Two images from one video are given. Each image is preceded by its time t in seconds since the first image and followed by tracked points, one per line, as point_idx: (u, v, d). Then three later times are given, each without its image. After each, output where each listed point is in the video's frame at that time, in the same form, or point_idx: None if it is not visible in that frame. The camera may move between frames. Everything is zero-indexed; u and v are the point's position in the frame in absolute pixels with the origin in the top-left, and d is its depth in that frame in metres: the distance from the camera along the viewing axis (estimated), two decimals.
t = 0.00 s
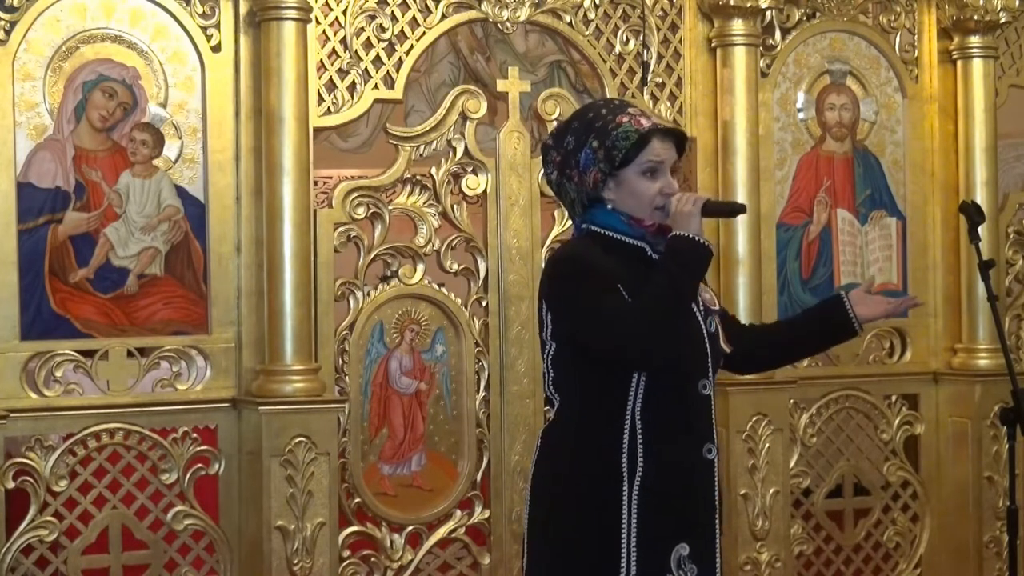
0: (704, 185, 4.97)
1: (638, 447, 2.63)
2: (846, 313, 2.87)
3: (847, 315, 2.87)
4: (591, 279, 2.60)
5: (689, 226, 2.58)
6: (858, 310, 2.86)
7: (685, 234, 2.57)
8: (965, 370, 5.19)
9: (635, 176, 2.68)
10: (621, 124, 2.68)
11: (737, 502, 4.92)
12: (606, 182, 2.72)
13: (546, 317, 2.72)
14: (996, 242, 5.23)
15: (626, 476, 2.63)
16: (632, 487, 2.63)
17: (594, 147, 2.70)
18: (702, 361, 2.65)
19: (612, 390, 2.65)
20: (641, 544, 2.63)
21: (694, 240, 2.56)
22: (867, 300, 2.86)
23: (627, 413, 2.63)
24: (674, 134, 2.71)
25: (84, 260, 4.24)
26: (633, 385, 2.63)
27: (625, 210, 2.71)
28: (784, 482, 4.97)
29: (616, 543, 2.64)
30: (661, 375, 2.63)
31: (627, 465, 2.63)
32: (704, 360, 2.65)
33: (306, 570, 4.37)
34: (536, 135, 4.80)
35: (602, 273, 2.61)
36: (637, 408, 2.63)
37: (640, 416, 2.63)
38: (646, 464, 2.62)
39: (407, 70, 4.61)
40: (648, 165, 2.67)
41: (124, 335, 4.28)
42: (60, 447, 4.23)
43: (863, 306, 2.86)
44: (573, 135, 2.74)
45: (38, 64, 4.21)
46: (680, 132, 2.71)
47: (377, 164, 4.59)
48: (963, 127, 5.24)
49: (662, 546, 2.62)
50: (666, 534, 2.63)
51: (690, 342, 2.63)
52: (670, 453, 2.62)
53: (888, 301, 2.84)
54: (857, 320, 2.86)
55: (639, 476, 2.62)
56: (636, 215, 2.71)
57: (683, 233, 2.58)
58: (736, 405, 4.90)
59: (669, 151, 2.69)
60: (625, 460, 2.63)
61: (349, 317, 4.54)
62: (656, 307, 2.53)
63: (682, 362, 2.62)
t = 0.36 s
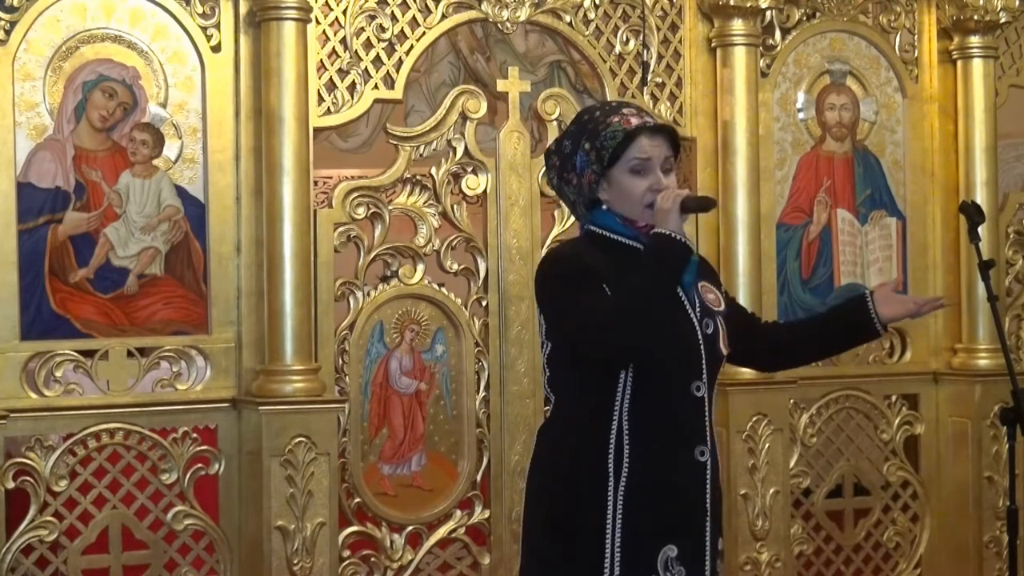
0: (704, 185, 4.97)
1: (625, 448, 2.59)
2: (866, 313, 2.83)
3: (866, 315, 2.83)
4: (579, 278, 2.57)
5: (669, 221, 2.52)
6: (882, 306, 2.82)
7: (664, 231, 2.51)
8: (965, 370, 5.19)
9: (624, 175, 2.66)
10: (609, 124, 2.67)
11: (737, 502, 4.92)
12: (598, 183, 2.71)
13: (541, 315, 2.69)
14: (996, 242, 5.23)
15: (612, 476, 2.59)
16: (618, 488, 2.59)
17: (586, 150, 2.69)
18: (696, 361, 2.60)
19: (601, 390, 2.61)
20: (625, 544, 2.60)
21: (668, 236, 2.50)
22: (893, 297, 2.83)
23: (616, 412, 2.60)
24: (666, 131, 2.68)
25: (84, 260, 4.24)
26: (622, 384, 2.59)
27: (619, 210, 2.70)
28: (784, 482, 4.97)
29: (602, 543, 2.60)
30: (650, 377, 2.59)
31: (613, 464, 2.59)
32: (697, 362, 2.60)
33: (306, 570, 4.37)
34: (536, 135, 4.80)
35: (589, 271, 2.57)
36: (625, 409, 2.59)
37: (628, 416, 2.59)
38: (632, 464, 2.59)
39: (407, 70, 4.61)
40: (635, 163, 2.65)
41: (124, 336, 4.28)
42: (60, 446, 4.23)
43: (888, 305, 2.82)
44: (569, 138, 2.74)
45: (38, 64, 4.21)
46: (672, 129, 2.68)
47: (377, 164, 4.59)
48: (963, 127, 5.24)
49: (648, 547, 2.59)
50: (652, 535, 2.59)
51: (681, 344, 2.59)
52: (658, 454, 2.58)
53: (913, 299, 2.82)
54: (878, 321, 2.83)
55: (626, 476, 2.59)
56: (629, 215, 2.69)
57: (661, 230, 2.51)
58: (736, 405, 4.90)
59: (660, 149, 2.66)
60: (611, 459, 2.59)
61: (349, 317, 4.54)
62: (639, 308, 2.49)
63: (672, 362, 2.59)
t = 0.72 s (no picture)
0: (704, 186, 4.97)
1: (609, 447, 2.53)
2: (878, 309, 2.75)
3: (880, 312, 2.74)
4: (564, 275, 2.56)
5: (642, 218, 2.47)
6: (897, 299, 2.73)
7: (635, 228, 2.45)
8: (965, 370, 5.19)
9: (613, 175, 2.59)
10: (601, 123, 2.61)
11: (737, 502, 4.91)
12: (592, 184, 2.64)
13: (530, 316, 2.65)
14: (996, 242, 5.23)
15: (596, 474, 2.52)
16: (602, 486, 2.52)
17: (582, 151, 2.62)
18: (684, 361, 2.54)
19: (587, 387, 2.55)
20: (609, 544, 2.53)
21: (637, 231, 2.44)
22: (907, 290, 2.74)
23: (600, 412, 2.53)
24: (657, 130, 2.60)
25: (84, 260, 4.24)
26: (605, 383, 2.53)
27: (612, 210, 2.61)
28: (784, 482, 4.98)
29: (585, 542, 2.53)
30: (638, 375, 2.53)
31: (597, 464, 2.52)
32: (687, 361, 2.55)
33: (306, 570, 4.37)
34: (536, 135, 4.80)
35: (572, 269, 2.56)
36: (610, 406, 2.53)
37: (612, 415, 2.53)
38: (616, 463, 2.52)
39: (407, 70, 4.61)
40: (622, 161, 2.57)
41: (124, 335, 4.28)
42: (60, 447, 4.23)
43: (904, 299, 2.73)
44: (567, 140, 2.68)
45: (38, 64, 4.21)
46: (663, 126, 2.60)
47: (377, 164, 4.59)
48: (963, 127, 5.24)
49: (633, 548, 2.52)
50: (638, 535, 2.52)
51: (667, 343, 2.54)
52: (643, 453, 2.52)
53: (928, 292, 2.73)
54: (892, 317, 2.74)
55: (609, 475, 2.52)
56: (621, 215, 2.60)
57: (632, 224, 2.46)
58: (736, 405, 4.90)
59: (650, 148, 2.58)
60: (595, 459, 2.53)
61: (349, 317, 4.54)
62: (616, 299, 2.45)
63: (658, 361, 2.53)
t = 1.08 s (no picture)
0: (703, 186, 4.97)
1: (592, 446, 2.47)
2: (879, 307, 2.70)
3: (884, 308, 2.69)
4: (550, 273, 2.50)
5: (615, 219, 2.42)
6: (898, 297, 2.69)
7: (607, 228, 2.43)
8: (965, 370, 5.18)
9: (602, 173, 2.51)
10: (593, 121, 2.52)
11: (737, 502, 4.91)
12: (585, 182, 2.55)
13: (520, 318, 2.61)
14: (996, 242, 5.23)
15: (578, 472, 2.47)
16: (585, 485, 2.46)
17: (576, 150, 2.53)
18: (670, 362, 2.49)
19: (570, 386, 2.50)
20: (591, 544, 2.46)
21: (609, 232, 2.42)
22: (908, 288, 2.70)
23: (585, 411, 2.48)
24: (650, 129, 2.51)
25: (84, 260, 4.24)
26: (590, 382, 2.49)
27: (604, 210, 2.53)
28: (784, 482, 4.98)
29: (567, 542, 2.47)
30: (621, 374, 2.48)
31: (580, 463, 2.47)
32: (672, 361, 2.49)
33: (306, 570, 4.37)
34: (536, 135, 4.80)
35: (554, 270, 2.49)
36: (594, 405, 2.48)
37: (596, 414, 2.48)
38: (599, 462, 2.46)
39: (407, 70, 4.61)
40: (611, 161, 2.49)
41: (124, 335, 4.28)
42: (60, 446, 4.23)
43: (905, 296, 2.69)
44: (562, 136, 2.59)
45: (38, 64, 4.21)
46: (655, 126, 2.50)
47: (377, 164, 4.58)
48: (963, 127, 5.24)
49: (615, 549, 2.45)
50: (622, 536, 2.45)
51: (652, 343, 2.49)
52: (626, 453, 2.46)
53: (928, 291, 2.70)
54: (894, 315, 2.69)
55: (592, 474, 2.46)
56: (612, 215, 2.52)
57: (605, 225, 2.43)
58: (736, 405, 4.89)
59: (641, 149, 2.50)
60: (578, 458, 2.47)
61: (349, 317, 4.54)
62: (594, 298, 2.46)
63: (642, 361, 2.48)
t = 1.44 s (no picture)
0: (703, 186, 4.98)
1: (575, 446, 2.43)
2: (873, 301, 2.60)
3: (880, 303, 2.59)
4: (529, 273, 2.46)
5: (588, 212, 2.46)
6: (890, 290, 2.58)
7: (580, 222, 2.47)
8: (965, 370, 5.18)
9: (585, 171, 2.48)
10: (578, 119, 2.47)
11: (737, 502, 4.91)
12: (573, 182, 2.51)
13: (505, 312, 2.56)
14: (996, 242, 5.23)
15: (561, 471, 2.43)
16: (567, 484, 2.43)
17: (562, 150, 2.48)
18: (654, 360, 2.44)
19: (553, 385, 2.46)
20: (574, 544, 2.42)
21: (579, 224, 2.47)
22: (903, 281, 2.59)
23: (567, 409, 2.44)
24: (635, 126, 2.47)
25: (84, 260, 4.23)
26: (572, 380, 2.44)
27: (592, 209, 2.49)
28: (784, 482, 4.98)
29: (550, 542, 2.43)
30: (604, 373, 2.43)
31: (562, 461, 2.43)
32: (656, 360, 2.45)
33: (306, 570, 4.37)
34: (536, 135, 4.80)
35: (536, 268, 2.46)
36: (576, 405, 2.43)
37: (579, 414, 2.43)
38: (581, 462, 2.42)
39: (407, 70, 4.61)
40: (595, 159, 2.46)
41: (124, 335, 4.28)
42: (60, 447, 4.23)
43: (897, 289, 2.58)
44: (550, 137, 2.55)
45: (38, 64, 4.21)
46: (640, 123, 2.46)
47: (377, 164, 4.59)
48: (963, 127, 5.24)
49: (599, 549, 2.41)
50: (604, 535, 2.42)
51: (636, 342, 2.44)
52: (609, 453, 2.42)
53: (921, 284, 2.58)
54: (888, 308, 2.58)
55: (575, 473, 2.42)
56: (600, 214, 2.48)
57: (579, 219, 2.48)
58: (736, 405, 4.89)
59: (625, 146, 2.46)
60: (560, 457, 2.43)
61: (349, 317, 4.54)
62: (572, 295, 2.45)
63: (624, 360, 2.43)
